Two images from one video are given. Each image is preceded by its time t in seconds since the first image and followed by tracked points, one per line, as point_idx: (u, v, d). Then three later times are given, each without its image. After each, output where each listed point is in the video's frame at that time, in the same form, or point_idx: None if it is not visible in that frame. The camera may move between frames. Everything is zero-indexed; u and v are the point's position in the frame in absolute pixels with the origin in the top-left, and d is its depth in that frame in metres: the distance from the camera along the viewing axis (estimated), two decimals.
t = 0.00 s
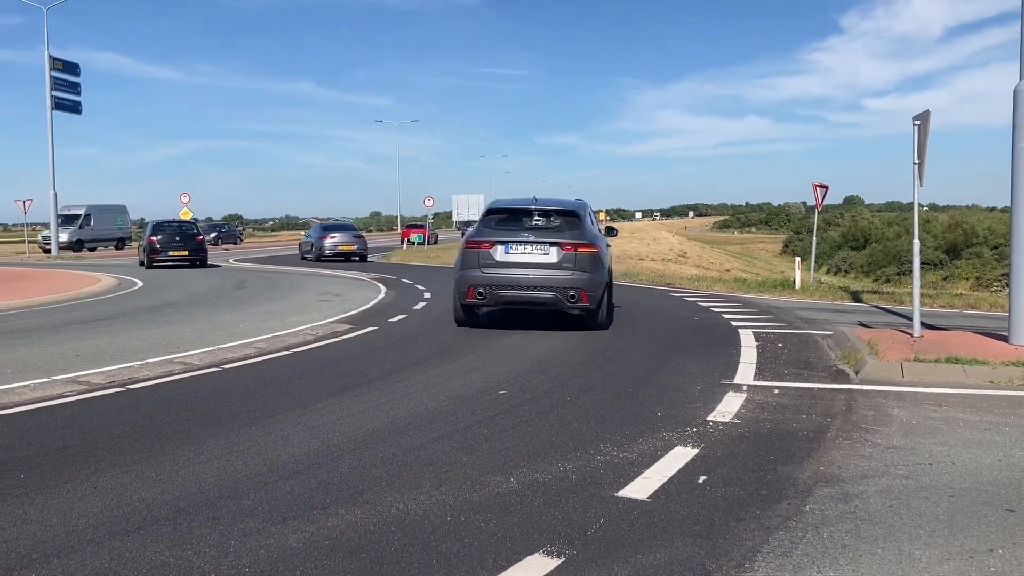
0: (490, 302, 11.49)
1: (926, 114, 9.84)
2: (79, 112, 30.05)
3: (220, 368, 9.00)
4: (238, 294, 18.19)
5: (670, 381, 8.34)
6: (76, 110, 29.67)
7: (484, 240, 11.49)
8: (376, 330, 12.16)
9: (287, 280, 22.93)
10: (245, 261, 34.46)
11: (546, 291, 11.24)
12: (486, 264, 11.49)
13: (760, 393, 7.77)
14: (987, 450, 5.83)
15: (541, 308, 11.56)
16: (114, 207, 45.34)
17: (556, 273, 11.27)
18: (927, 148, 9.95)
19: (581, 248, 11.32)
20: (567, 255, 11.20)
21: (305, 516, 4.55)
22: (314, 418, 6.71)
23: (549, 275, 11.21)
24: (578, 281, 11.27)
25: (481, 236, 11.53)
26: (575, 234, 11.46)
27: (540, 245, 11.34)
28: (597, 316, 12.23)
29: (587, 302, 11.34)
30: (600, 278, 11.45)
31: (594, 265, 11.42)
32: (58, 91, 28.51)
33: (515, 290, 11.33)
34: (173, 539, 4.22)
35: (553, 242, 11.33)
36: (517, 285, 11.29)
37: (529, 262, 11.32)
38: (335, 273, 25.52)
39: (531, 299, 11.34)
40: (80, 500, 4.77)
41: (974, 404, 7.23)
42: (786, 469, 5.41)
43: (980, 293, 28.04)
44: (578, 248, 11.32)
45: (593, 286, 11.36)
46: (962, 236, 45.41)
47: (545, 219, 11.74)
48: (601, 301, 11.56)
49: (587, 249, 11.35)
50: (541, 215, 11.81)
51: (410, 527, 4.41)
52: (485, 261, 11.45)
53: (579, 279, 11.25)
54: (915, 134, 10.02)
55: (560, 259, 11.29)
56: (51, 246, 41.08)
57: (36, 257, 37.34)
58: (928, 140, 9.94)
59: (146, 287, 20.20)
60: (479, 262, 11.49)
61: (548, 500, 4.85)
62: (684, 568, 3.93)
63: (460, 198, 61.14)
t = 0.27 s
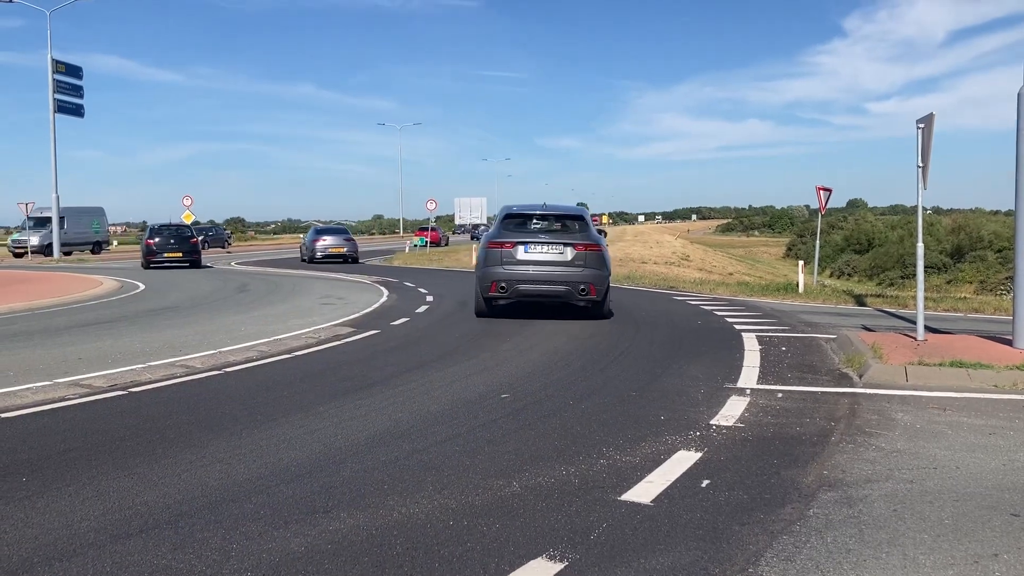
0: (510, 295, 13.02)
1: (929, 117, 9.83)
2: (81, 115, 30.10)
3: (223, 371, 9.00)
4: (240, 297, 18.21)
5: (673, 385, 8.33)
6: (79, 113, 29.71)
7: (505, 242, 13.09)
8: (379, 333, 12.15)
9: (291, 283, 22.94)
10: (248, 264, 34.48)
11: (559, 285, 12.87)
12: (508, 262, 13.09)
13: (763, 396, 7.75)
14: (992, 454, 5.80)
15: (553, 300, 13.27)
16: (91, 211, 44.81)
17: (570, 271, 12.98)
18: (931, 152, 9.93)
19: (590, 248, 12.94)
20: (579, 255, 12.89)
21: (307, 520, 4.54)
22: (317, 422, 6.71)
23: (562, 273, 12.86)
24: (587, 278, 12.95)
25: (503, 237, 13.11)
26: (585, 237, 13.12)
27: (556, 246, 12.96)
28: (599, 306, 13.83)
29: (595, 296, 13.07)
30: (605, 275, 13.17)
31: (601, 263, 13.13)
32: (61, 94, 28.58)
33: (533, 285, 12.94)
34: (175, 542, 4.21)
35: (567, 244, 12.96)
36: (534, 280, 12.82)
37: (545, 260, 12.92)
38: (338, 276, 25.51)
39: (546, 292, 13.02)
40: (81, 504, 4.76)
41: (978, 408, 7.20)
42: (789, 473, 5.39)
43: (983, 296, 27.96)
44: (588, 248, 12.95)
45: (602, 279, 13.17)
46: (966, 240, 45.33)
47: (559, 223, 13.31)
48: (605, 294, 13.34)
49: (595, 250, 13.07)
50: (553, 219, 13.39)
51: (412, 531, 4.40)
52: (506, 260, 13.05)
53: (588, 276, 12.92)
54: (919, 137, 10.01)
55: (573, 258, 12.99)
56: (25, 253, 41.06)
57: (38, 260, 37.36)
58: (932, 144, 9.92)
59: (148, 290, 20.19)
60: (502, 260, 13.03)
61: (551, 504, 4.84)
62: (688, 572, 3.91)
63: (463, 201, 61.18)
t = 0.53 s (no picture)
0: (514, 290, 13.81)
1: (932, 120, 9.81)
2: (85, 118, 30.15)
3: (225, 373, 9.00)
4: (243, 299, 18.22)
5: (676, 388, 8.32)
6: (82, 116, 29.77)
7: (511, 241, 13.79)
8: (381, 336, 12.16)
9: (293, 285, 22.94)
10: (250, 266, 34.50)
11: (561, 281, 13.79)
12: (512, 260, 13.97)
13: (766, 400, 7.74)
14: (995, 458, 5.79)
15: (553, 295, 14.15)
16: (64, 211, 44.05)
17: (570, 268, 13.92)
18: (934, 155, 9.91)
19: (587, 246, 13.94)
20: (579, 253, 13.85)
21: (310, 522, 4.54)
22: (320, 424, 6.71)
23: (564, 269, 13.79)
24: (585, 273, 13.92)
25: (507, 236, 13.79)
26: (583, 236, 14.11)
27: (558, 244, 13.91)
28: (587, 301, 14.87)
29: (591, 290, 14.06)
30: (599, 272, 14.20)
31: (596, 261, 14.18)
32: (64, 97, 28.64)
33: (538, 280, 13.76)
34: (177, 545, 4.21)
35: (569, 242, 13.89)
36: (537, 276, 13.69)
37: (547, 258, 13.81)
38: (341, 279, 25.51)
39: (547, 288, 13.89)
40: (84, 506, 4.76)
41: (981, 412, 7.18)
42: (792, 477, 5.38)
43: (986, 299, 27.89)
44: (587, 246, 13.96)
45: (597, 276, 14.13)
46: (969, 243, 45.25)
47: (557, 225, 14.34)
48: (598, 290, 14.28)
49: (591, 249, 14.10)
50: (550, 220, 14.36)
51: (415, 534, 4.39)
52: (512, 258, 13.83)
53: (586, 271, 13.88)
54: (922, 141, 9.99)
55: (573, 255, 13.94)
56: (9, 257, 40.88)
57: (41, 262, 37.40)
58: (935, 146, 9.91)
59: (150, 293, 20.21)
60: (508, 256, 13.68)
61: (553, 507, 4.83)
62: None
63: (465, 204, 61.21)
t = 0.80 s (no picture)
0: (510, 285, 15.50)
1: (934, 122, 9.82)
2: (88, 119, 30.23)
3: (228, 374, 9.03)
4: (245, 300, 18.25)
5: (677, 390, 8.32)
6: (86, 117, 29.85)
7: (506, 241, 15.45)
8: (383, 337, 12.18)
9: (295, 286, 22.97)
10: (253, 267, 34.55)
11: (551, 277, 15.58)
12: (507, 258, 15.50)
13: (767, 401, 7.75)
14: (997, 460, 5.79)
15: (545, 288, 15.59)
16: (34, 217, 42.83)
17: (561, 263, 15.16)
18: (936, 157, 9.92)
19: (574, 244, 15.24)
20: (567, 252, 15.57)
21: (312, 523, 4.55)
22: (322, 425, 6.73)
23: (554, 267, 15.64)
24: (571, 270, 15.67)
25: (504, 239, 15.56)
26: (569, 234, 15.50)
27: (548, 244, 15.72)
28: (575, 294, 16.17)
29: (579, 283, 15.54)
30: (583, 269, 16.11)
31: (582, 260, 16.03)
32: (68, 99, 28.71)
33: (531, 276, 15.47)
34: (180, 545, 4.22)
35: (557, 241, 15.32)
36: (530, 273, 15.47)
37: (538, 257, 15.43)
38: (343, 280, 25.54)
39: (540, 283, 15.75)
40: (87, 506, 4.78)
41: (983, 414, 7.19)
42: (793, 479, 5.39)
43: (988, 302, 27.87)
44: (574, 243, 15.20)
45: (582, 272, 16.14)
46: (972, 245, 45.20)
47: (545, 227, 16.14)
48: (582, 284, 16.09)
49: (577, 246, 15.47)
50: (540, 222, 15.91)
51: (417, 535, 4.40)
52: (508, 256, 15.48)
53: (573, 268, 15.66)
54: (924, 143, 10.00)
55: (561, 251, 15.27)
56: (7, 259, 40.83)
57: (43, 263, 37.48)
58: (936, 149, 9.92)
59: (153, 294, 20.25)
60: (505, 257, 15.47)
61: (555, 508, 4.84)
62: None
63: (467, 205, 61.26)
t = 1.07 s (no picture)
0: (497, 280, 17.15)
1: (938, 123, 9.80)
2: (91, 119, 30.26)
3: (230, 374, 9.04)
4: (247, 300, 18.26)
5: (680, 390, 8.31)
6: (88, 117, 29.89)
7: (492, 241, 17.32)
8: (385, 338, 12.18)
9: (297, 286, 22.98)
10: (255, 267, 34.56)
11: (533, 273, 17.56)
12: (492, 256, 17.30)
13: (770, 402, 7.74)
14: (1000, 461, 5.78)
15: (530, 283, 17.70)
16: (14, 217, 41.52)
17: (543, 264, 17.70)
18: (939, 158, 9.90)
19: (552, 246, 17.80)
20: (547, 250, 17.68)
21: (313, 523, 4.55)
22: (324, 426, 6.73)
23: (536, 263, 17.58)
24: (551, 266, 17.77)
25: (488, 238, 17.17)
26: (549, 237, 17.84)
27: (531, 242, 17.60)
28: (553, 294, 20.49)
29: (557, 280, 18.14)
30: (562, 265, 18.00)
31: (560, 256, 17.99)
32: (71, 98, 28.75)
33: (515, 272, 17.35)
34: (181, 545, 4.22)
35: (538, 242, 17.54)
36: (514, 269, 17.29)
37: (520, 255, 17.36)
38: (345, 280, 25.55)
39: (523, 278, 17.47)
40: (89, 506, 4.78)
41: (986, 415, 7.17)
42: (796, 479, 5.37)
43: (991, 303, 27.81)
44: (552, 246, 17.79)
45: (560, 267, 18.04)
46: (975, 246, 45.15)
47: (523, 226, 17.77)
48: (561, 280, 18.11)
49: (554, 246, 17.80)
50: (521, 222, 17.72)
51: (418, 535, 4.40)
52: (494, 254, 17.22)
53: (553, 264, 17.74)
54: (927, 143, 9.98)
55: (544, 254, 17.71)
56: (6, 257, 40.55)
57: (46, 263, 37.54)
58: (940, 149, 9.90)
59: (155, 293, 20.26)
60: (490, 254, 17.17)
61: (557, 509, 4.83)
62: None
63: (469, 206, 61.28)
